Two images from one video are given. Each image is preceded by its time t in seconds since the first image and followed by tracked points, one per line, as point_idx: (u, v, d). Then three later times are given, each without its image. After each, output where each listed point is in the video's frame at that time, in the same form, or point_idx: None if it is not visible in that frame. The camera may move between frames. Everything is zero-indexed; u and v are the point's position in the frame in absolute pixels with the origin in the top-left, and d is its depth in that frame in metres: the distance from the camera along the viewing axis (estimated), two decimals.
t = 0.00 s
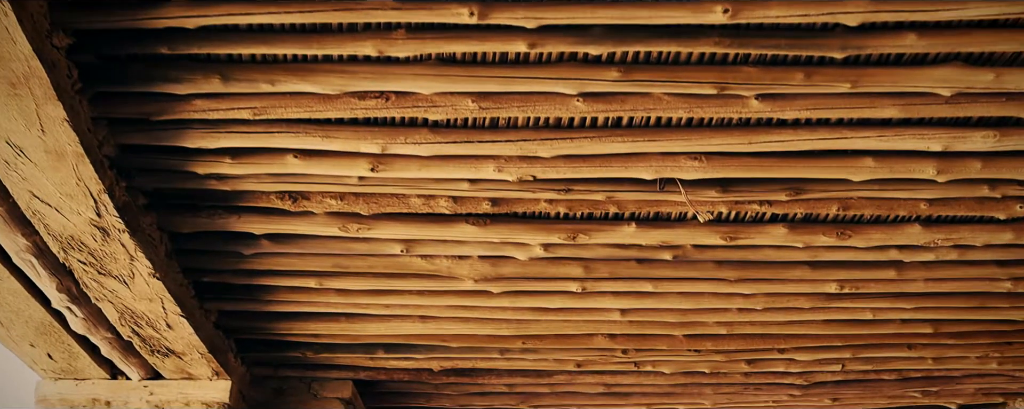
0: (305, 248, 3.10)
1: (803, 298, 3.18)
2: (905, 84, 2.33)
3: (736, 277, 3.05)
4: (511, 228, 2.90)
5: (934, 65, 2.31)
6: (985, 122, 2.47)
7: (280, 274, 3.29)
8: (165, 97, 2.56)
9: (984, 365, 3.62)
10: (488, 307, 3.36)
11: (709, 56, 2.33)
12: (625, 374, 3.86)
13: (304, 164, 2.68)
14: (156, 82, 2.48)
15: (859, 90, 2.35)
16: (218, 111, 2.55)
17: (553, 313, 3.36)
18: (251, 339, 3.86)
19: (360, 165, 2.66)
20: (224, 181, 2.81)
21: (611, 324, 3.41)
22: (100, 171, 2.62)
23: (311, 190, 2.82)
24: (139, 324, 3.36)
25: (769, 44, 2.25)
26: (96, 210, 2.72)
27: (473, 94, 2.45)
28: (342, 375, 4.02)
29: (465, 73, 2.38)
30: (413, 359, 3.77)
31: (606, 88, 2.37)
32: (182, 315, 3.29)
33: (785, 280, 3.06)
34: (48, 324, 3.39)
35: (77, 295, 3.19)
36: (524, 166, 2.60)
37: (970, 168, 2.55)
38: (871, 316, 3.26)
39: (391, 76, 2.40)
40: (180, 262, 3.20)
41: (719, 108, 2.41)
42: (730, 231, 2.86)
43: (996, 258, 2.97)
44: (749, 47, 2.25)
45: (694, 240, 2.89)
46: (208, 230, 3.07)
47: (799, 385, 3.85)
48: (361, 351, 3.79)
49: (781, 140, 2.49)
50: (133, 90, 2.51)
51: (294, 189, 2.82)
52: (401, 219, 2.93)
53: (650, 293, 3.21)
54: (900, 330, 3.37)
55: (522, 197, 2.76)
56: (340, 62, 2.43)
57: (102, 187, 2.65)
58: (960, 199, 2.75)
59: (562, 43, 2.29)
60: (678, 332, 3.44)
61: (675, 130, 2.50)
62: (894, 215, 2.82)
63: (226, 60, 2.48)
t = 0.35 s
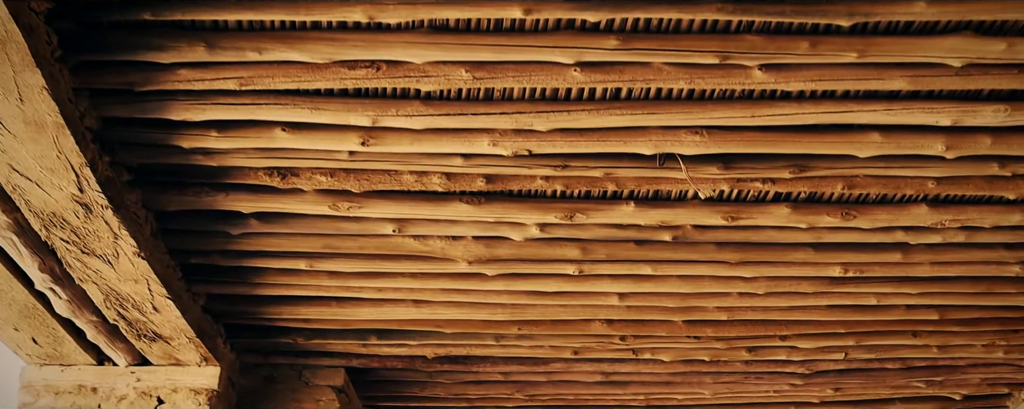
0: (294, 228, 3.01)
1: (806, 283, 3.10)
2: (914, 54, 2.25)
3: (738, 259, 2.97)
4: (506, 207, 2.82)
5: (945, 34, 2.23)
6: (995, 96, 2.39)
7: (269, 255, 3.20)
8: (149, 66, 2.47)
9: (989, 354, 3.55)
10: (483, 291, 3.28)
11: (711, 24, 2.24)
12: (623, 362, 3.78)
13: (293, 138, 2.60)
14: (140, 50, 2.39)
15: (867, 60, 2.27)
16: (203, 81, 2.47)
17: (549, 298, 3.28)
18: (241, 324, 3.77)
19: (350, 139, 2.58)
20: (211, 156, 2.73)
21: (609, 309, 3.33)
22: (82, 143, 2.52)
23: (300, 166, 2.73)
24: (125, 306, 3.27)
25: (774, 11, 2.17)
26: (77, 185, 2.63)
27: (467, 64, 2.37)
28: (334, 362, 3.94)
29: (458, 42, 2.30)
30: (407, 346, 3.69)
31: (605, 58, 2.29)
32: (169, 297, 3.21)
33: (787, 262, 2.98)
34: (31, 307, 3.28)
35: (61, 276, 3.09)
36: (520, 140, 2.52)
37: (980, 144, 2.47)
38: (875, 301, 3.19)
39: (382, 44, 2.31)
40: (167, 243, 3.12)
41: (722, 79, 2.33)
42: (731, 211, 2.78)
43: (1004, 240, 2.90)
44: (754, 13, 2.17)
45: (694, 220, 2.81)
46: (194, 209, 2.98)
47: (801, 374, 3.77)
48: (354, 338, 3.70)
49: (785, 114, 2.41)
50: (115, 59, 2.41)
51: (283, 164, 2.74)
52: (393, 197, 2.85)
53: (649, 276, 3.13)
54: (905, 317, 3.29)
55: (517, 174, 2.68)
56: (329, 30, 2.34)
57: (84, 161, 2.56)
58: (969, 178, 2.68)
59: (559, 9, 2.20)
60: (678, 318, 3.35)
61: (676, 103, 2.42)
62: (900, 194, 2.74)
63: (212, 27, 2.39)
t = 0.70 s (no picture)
0: (283, 210, 2.93)
1: (807, 268, 3.04)
2: (921, 26, 2.18)
3: (738, 243, 2.90)
4: (501, 188, 2.75)
5: (954, 7, 2.16)
6: (1004, 73, 2.33)
7: (259, 238, 3.12)
8: (132, 39, 2.39)
9: (993, 344, 3.49)
10: (477, 277, 3.21)
11: None
12: (620, 352, 3.71)
13: (281, 114, 2.53)
14: (122, 21, 2.31)
15: (873, 34, 2.20)
16: (188, 54, 2.39)
17: (545, 284, 3.21)
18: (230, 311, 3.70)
19: (339, 116, 2.50)
20: (197, 134, 2.65)
21: (606, 296, 3.26)
22: (63, 118, 2.44)
23: (289, 144, 2.66)
24: (110, 291, 3.19)
25: None
26: (59, 162, 2.54)
27: (460, 36, 2.29)
28: (326, 351, 3.87)
29: (451, 13, 2.22)
30: (400, 334, 3.62)
31: (603, 29, 2.21)
32: (155, 281, 3.12)
33: (789, 247, 2.91)
34: (14, 292, 3.18)
35: (44, 259, 3.01)
36: (514, 116, 2.45)
37: (988, 123, 2.40)
38: (878, 288, 3.12)
39: (372, 15, 2.23)
40: (153, 225, 3.04)
41: (723, 52, 2.26)
42: (731, 193, 2.71)
43: (1011, 225, 2.83)
44: None
45: (694, 202, 2.74)
46: (181, 190, 2.90)
47: (801, 364, 3.70)
48: (346, 326, 3.63)
49: (788, 90, 2.34)
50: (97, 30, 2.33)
51: (272, 143, 2.66)
52: (385, 177, 2.77)
53: (646, 261, 3.06)
54: (908, 304, 3.23)
55: (512, 153, 2.60)
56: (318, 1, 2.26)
57: (66, 137, 2.48)
58: (975, 159, 2.61)
59: None
60: (676, 305, 3.29)
61: (676, 78, 2.35)
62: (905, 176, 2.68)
63: None
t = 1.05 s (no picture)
0: (275, 189, 2.85)
1: (813, 252, 2.96)
2: None
3: (742, 224, 2.82)
4: (499, 166, 2.67)
5: None
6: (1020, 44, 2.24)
7: (250, 219, 3.04)
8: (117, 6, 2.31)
9: (1001, 332, 3.42)
10: (474, 259, 3.13)
11: None
12: (620, 340, 3.63)
13: (272, 86, 2.44)
14: None
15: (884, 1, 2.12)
16: (175, 22, 2.31)
17: (543, 267, 3.13)
18: (221, 296, 3.61)
19: (332, 87, 2.43)
20: (185, 107, 2.57)
21: (606, 281, 3.18)
22: (47, 89, 2.36)
23: (280, 118, 2.58)
24: (96, 272, 3.11)
25: None
26: (42, 134, 2.45)
27: (456, 3, 2.21)
28: (319, 338, 3.78)
29: None
30: (395, 319, 3.54)
31: None
32: (143, 262, 3.04)
33: (794, 228, 2.84)
34: None
35: (28, 239, 2.92)
36: (512, 88, 2.37)
37: (1001, 97, 2.32)
38: (884, 273, 3.05)
39: None
40: (141, 204, 2.96)
41: (729, 21, 2.17)
42: (736, 171, 2.63)
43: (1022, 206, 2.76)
44: None
45: (697, 181, 2.66)
46: (170, 167, 2.82)
47: (804, 353, 3.63)
48: (339, 312, 3.55)
49: (796, 61, 2.26)
50: None
51: (263, 117, 2.58)
52: (379, 154, 2.69)
53: (648, 244, 2.99)
54: (915, 290, 3.15)
55: (510, 128, 2.52)
56: None
57: (49, 108, 2.39)
58: (987, 136, 2.53)
59: None
60: (678, 290, 3.21)
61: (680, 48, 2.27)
62: (914, 154, 2.60)
63: None
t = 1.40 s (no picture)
0: (263, 167, 2.77)
1: (814, 234, 2.90)
2: None
3: (743, 205, 2.76)
4: (494, 143, 2.60)
5: None
6: None
7: (238, 199, 2.96)
8: None
9: (1003, 320, 3.37)
10: (468, 242, 3.06)
11: None
12: (617, 327, 3.57)
13: (260, 57, 2.37)
14: None
15: None
16: None
17: (539, 251, 3.06)
18: (210, 281, 3.53)
19: (323, 58, 2.36)
20: (171, 80, 2.49)
21: (603, 265, 3.11)
22: (27, 59, 2.27)
23: (270, 92, 2.50)
24: (80, 254, 3.03)
25: None
26: (23, 106, 2.37)
27: None
28: (309, 325, 3.70)
29: None
30: (387, 305, 3.47)
31: None
32: (128, 243, 2.96)
33: (795, 209, 2.77)
34: None
35: (9, 218, 2.83)
36: (509, 60, 2.30)
37: (1010, 71, 2.26)
38: (887, 257, 2.99)
39: None
40: (126, 183, 2.87)
41: None
42: (737, 149, 2.57)
43: None
44: None
45: (698, 160, 2.60)
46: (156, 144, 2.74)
47: (803, 341, 3.57)
48: (331, 297, 3.47)
49: (801, 32, 2.19)
50: None
51: (251, 91, 2.51)
52: (372, 131, 2.62)
53: (646, 226, 2.92)
54: (917, 275, 3.09)
55: (506, 102, 2.45)
56: None
57: (30, 79, 2.30)
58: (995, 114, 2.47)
59: None
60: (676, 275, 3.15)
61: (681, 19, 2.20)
62: (919, 132, 2.54)
63: None
